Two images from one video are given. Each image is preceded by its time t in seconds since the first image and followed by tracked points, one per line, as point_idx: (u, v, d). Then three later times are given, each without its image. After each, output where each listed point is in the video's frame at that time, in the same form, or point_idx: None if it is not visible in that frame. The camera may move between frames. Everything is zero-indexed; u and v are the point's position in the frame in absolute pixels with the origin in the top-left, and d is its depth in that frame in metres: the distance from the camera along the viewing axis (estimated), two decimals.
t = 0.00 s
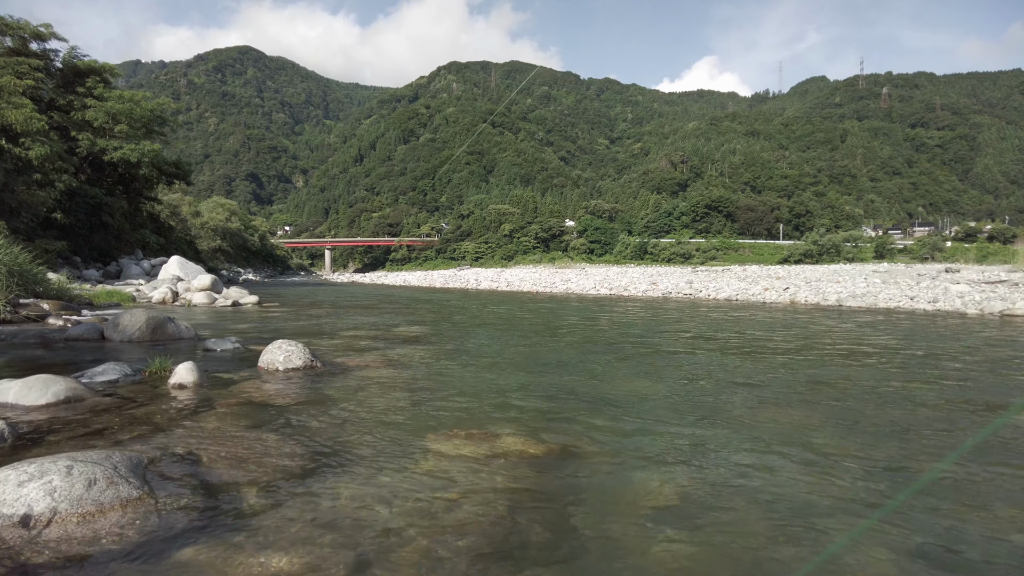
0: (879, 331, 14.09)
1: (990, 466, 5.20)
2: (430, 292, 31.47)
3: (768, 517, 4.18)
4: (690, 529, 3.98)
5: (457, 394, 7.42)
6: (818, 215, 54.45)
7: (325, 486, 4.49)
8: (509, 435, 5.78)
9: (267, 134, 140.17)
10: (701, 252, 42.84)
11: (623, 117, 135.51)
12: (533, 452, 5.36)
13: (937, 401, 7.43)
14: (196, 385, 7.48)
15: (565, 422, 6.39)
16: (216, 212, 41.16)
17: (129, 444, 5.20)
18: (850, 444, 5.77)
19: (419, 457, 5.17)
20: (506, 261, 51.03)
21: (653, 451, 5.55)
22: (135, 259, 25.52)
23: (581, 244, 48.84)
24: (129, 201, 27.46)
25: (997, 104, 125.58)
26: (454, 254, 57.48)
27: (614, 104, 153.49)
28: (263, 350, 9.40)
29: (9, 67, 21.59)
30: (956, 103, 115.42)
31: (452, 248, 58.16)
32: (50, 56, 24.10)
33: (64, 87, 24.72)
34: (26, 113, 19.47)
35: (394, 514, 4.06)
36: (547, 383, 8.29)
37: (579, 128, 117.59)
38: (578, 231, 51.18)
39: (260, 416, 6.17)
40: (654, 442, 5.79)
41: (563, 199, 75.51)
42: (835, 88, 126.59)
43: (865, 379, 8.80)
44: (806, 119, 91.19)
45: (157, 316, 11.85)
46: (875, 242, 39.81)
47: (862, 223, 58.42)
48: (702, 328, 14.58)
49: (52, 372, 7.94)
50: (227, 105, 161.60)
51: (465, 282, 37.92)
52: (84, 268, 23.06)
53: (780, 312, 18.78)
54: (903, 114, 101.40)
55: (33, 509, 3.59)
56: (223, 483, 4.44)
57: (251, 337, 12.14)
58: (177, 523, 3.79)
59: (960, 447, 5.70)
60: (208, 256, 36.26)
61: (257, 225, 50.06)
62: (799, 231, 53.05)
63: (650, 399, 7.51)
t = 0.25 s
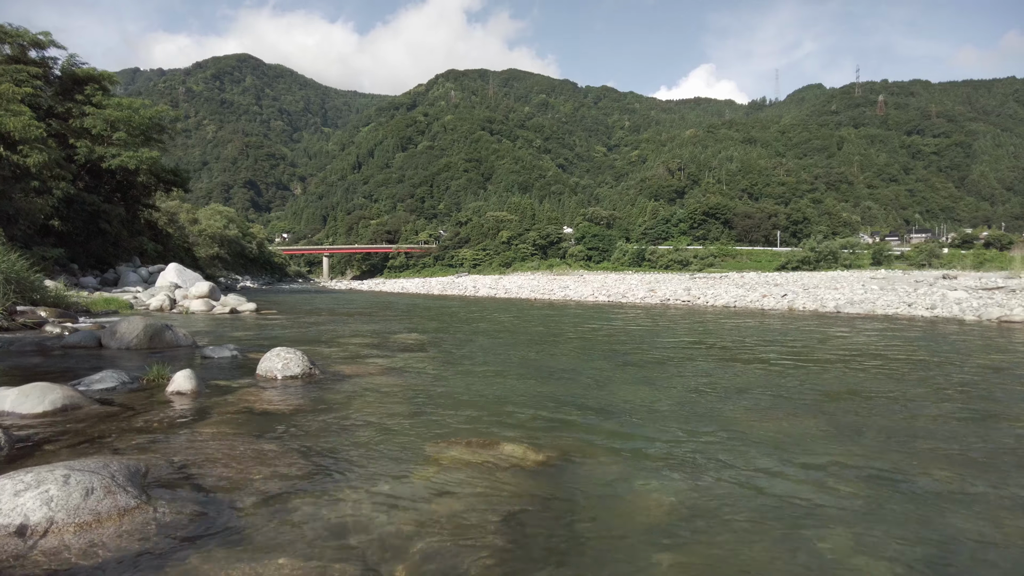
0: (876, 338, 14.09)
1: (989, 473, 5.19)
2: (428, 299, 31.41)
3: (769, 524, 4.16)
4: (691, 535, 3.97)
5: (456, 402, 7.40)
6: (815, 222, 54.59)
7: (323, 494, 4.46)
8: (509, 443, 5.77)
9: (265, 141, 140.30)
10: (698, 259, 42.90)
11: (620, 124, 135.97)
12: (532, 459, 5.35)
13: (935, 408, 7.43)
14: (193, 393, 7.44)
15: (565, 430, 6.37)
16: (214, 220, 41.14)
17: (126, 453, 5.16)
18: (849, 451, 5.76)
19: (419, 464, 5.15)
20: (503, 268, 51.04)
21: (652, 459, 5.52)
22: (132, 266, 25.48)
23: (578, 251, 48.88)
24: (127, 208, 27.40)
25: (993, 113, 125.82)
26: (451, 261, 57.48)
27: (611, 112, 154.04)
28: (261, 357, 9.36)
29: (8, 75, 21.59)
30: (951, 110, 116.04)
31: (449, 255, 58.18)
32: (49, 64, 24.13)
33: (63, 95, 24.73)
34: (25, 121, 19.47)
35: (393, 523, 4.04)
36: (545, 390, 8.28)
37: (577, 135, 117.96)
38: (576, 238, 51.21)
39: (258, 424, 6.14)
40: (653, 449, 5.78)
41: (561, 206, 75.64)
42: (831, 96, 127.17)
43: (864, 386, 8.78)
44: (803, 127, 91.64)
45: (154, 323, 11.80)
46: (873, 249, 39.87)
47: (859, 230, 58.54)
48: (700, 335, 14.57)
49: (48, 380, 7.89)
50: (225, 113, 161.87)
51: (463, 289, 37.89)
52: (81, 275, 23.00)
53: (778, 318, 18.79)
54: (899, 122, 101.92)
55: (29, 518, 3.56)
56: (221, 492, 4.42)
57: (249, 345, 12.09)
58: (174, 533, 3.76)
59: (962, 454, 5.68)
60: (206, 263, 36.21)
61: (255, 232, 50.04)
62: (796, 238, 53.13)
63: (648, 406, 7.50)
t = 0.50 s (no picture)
0: (876, 339, 14.07)
1: (994, 473, 5.16)
2: (427, 301, 31.33)
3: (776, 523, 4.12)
4: (697, 535, 3.93)
5: (457, 402, 7.35)
6: (814, 225, 54.62)
7: (324, 494, 4.41)
8: (511, 443, 5.73)
9: (263, 144, 140.26)
10: (697, 262, 42.90)
11: (618, 128, 136.13)
12: (534, 459, 5.30)
13: (938, 408, 7.41)
14: (192, 393, 7.37)
15: (567, 430, 6.33)
16: (213, 223, 41.07)
17: (123, 452, 5.10)
18: (854, 451, 5.73)
19: (421, 464, 5.10)
20: (502, 271, 51.03)
21: (656, 458, 5.47)
22: (131, 268, 25.40)
23: (577, 254, 48.92)
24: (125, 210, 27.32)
25: (990, 116, 125.98)
26: (450, 264, 57.48)
27: (609, 115, 154.33)
28: (260, 358, 9.30)
29: (6, 77, 21.53)
30: (948, 114, 116.42)
31: (448, 258, 58.19)
32: (48, 66, 24.07)
33: (62, 97, 24.68)
34: (23, 122, 19.41)
35: (395, 522, 3.99)
36: (547, 390, 8.25)
37: (575, 138, 118.09)
38: (574, 241, 51.22)
39: (258, 424, 6.09)
40: (657, 449, 5.74)
41: (560, 209, 75.68)
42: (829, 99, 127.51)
43: (866, 387, 8.75)
44: (801, 130, 91.78)
45: (152, 324, 11.74)
46: (871, 252, 39.89)
47: (857, 233, 58.61)
48: (700, 337, 14.54)
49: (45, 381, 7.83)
50: (224, 116, 161.84)
51: (461, 292, 37.85)
52: (79, 277, 22.90)
53: (777, 320, 18.76)
54: (897, 126, 102.17)
55: (25, 518, 3.49)
56: (220, 492, 4.35)
57: (247, 346, 12.03)
58: (173, 533, 3.70)
59: (967, 454, 5.65)
60: (204, 266, 36.10)
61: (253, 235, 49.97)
62: (794, 241, 53.18)
63: (650, 407, 7.47)
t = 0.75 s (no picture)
0: (877, 331, 14.02)
1: (998, 457, 5.11)
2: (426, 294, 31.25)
3: (779, 507, 4.08)
4: (699, 519, 3.88)
5: (457, 391, 7.30)
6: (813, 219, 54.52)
7: (322, 479, 4.36)
8: (512, 430, 5.68)
9: (262, 138, 139.84)
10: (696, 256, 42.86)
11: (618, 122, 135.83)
12: (535, 446, 5.26)
13: (941, 397, 7.36)
14: (190, 382, 7.32)
15: (568, 418, 6.28)
16: (212, 216, 40.93)
17: (119, 439, 5.05)
18: (857, 437, 5.68)
19: (420, 451, 5.06)
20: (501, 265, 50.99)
21: (657, 445, 5.43)
22: (129, 261, 25.33)
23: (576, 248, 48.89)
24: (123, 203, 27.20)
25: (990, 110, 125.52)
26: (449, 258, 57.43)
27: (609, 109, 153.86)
28: (258, 348, 9.25)
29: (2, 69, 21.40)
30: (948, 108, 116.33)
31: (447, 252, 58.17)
32: (44, 58, 23.86)
33: (59, 90, 24.53)
34: (19, 114, 19.29)
35: (394, 507, 3.95)
36: (547, 380, 8.20)
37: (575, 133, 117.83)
38: (574, 235, 51.15)
39: (256, 412, 6.04)
40: (658, 436, 5.70)
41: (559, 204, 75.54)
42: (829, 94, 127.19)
43: (868, 376, 8.70)
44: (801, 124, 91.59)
45: (151, 315, 11.68)
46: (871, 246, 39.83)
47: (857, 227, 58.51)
48: (700, 329, 14.49)
49: (42, 370, 7.77)
50: (222, 110, 161.37)
51: (461, 286, 37.79)
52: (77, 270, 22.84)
53: (777, 313, 18.72)
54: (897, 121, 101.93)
55: (17, 503, 3.44)
56: (217, 477, 4.31)
57: (246, 337, 11.97)
58: (168, 518, 3.65)
59: (971, 440, 5.60)
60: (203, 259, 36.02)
61: (252, 228, 49.85)
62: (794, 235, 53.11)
63: (651, 396, 7.42)
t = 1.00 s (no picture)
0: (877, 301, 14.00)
1: (996, 424, 5.13)
2: (425, 265, 31.17)
3: (776, 471, 4.09)
4: (697, 482, 3.89)
5: (456, 359, 7.29)
6: (814, 189, 54.16)
7: (322, 445, 4.36)
8: (511, 396, 5.69)
9: (258, 107, 138.09)
10: (696, 226, 42.68)
11: (618, 91, 133.99)
12: (534, 412, 5.26)
13: (940, 365, 7.36)
14: (189, 350, 7.30)
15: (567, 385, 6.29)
16: (209, 187, 40.61)
17: (118, 406, 5.04)
18: (855, 404, 5.69)
19: (419, 417, 5.06)
20: (500, 236, 50.81)
21: (656, 411, 5.43)
22: (126, 232, 25.16)
23: (575, 219, 48.69)
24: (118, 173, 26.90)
25: (995, 79, 123.47)
26: (448, 229, 57.18)
27: (609, 77, 151.73)
28: (257, 317, 9.21)
29: None
30: (952, 77, 114.81)
31: (446, 223, 57.93)
32: (34, 25, 23.33)
33: (49, 58, 24.03)
34: (10, 83, 18.93)
35: (394, 472, 3.95)
36: (546, 348, 8.19)
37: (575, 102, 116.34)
38: (573, 205, 50.85)
39: (255, 379, 6.03)
40: (657, 403, 5.70)
41: (559, 174, 74.95)
42: (832, 62, 125.31)
43: (867, 345, 8.69)
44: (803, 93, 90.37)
45: (148, 285, 11.62)
46: (871, 217, 39.64)
47: (858, 198, 58.18)
48: (699, 298, 14.46)
49: (40, 339, 7.75)
50: (217, 78, 158.94)
51: (459, 257, 37.69)
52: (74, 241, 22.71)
53: (777, 283, 18.69)
54: (900, 90, 100.62)
55: (16, 468, 3.44)
56: (216, 443, 4.30)
57: (245, 306, 11.94)
58: (168, 482, 3.65)
59: (969, 407, 5.61)
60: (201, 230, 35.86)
61: (250, 199, 49.48)
62: (794, 205, 52.81)
63: (651, 363, 7.42)
